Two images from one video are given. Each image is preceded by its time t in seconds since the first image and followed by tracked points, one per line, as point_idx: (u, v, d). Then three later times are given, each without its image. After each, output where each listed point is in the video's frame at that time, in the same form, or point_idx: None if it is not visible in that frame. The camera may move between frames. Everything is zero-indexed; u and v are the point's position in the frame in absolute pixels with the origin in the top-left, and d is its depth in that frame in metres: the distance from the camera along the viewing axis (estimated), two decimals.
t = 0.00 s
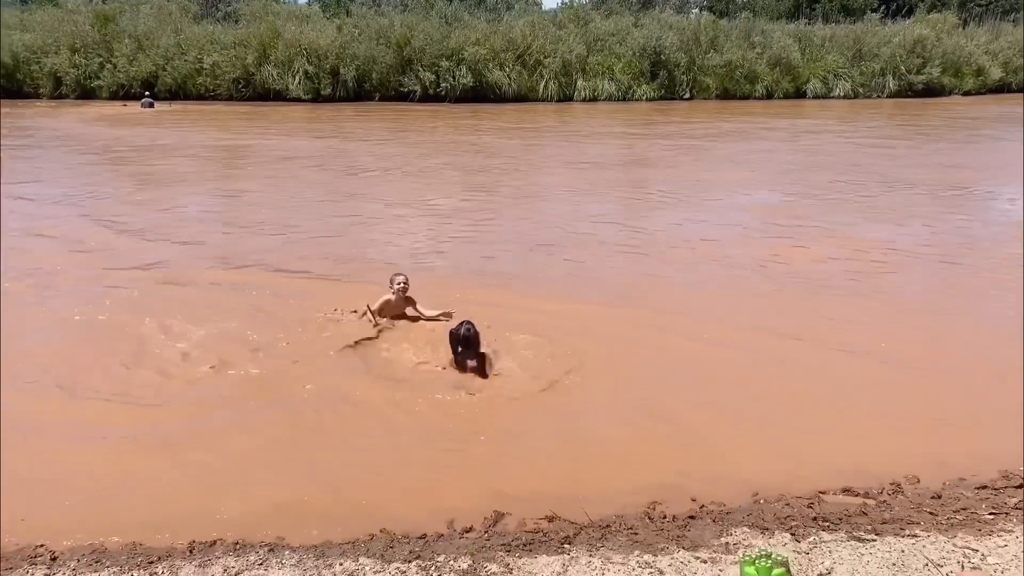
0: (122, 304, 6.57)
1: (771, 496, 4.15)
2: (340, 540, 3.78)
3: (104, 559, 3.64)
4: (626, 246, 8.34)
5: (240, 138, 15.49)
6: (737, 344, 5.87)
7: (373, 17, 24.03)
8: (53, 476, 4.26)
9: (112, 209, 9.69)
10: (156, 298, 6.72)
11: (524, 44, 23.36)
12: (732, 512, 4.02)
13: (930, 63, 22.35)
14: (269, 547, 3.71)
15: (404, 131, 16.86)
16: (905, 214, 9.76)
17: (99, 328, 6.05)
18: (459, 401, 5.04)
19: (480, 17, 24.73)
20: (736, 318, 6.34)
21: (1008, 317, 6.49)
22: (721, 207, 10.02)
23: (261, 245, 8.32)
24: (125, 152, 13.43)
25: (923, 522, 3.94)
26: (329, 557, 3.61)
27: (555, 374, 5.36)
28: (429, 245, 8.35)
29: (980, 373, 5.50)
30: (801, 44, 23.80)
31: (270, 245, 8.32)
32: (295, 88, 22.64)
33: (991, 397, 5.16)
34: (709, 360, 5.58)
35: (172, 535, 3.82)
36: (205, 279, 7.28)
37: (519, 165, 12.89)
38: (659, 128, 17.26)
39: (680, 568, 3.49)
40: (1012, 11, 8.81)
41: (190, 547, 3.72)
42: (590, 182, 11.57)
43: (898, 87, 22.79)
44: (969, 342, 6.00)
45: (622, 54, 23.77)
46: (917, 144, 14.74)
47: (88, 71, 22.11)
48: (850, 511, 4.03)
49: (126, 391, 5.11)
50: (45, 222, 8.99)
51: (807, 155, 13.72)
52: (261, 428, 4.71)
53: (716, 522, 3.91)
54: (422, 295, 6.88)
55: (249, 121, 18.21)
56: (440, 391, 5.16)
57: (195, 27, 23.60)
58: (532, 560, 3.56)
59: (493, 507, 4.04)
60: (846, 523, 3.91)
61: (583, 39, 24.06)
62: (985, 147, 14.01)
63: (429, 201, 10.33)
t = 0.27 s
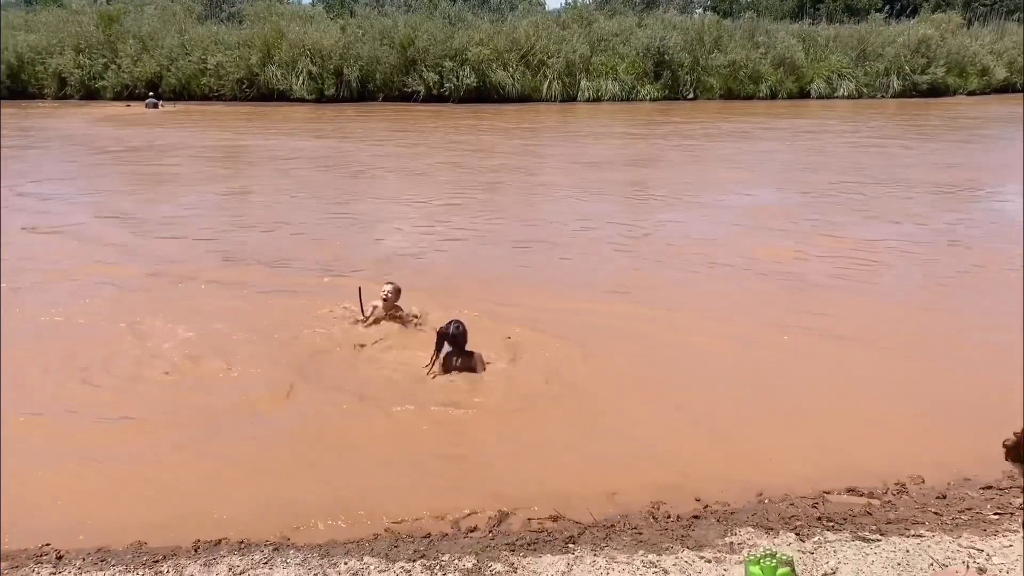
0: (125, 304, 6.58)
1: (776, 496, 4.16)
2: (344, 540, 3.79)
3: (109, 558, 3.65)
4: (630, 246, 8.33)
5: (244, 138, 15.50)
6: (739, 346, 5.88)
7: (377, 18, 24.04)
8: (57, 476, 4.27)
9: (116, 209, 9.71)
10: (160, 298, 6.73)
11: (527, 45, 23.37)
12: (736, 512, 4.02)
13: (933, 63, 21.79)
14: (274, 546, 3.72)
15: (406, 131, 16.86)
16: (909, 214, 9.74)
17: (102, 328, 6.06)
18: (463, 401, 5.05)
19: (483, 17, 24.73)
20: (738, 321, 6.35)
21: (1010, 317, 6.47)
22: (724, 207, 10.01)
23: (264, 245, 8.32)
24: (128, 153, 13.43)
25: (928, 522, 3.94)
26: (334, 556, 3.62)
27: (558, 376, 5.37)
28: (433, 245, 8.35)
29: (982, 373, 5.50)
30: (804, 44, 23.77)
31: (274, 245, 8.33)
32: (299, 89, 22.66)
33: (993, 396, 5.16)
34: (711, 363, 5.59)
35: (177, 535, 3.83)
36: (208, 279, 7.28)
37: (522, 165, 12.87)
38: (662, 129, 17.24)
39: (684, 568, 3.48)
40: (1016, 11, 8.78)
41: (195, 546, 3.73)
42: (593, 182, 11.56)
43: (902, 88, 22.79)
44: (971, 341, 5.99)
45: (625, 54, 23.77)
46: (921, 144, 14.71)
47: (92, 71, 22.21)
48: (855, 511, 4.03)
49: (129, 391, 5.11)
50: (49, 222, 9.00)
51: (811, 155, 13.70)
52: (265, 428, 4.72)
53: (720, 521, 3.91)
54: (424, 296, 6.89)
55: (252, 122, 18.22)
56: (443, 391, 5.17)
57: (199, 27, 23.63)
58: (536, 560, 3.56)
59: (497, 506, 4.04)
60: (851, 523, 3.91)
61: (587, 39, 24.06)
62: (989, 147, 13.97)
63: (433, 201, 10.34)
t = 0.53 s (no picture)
0: (131, 304, 6.60)
1: (781, 497, 4.15)
2: (349, 540, 3.80)
3: (115, 557, 3.66)
4: (635, 247, 8.34)
5: (249, 139, 15.52)
6: (742, 346, 5.88)
7: (382, 18, 24.05)
8: (62, 476, 4.29)
9: (121, 210, 9.74)
10: (165, 298, 6.75)
11: (532, 45, 23.38)
12: (742, 513, 4.01)
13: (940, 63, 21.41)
14: (280, 546, 3.72)
15: (411, 132, 16.87)
16: (915, 214, 9.74)
17: (107, 328, 6.08)
18: (469, 401, 5.05)
19: (488, 17, 24.74)
20: (741, 320, 6.36)
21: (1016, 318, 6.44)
22: (729, 207, 10.01)
23: (269, 246, 8.34)
24: (134, 153, 13.48)
25: (934, 523, 3.93)
26: (340, 557, 3.62)
27: (563, 375, 5.37)
28: (438, 246, 8.36)
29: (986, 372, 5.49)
30: (809, 44, 23.74)
31: (280, 245, 8.35)
32: (304, 89, 22.68)
33: (996, 395, 5.15)
34: (714, 363, 5.60)
35: (183, 535, 3.84)
36: (214, 279, 7.30)
37: (527, 165, 12.87)
38: (667, 129, 17.24)
39: (689, 569, 3.48)
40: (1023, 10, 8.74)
41: (201, 546, 3.74)
42: (598, 182, 11.56)
43: (907, 87, 22.78)
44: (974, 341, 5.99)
45: (630, 54, 23.80)
46: (927, 144, 14.68)
47: (97, 71, 22.31)
48: (861, 512, 4.02)
49: (134, 390, 5.13)
50: (56, 222, 9.04)
51: (816, 155, 13.69)
52: (271, 428, 4.73)
53: (725, 522, 3.91)
54: (430, 295, 6.90)
55: (257, 122, 18.25)
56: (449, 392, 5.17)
57: (204, 28, 23.66)
58: (541, 561, 3.56)
59: (502, 507, 4.04)
60: (856, 524, 3.90)
61: (591, 40, 24.06)
62: (995, 146, 13.94)
63: (438, 202, 10.34)
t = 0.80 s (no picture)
0: (136, 304, 6.60)
1: (787, 499, 4.14)
2: (355, 541, 3.80)
3: (122, 557, 3.67)
4: (640, 247, 8.34)
5: (255, 139, 15.56)
6: (746, 346, 5.86)
7: (388, 19, 24.06)
8: (67, 475, 4.29)
9: (126, 210, 9.76)
10: (171, 299, 6.76)
11: (537, 46, 23.40)
12: (747, 514, 4.01)
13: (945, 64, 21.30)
14: (286, 547, 3.73)
15: (416, 132, 16.90)
16: (920, 214, 9.72)
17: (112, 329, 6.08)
18: (475, 402, 5.04)
19: (493, 18, 24.76)
20: (745, 321, 6.34)
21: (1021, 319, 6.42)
22: (735, 208, 10.01)
23: (275, 246, 8.36)
24: (140, 154, 13.51)
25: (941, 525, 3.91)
26: (346, 557, 3.62)
27: (566, 376, 5.36)
28: (443, 247, 8.36)
29: (987, 372, 5.50)
30: (815, 44, 23.69)
31: (285, 246, 8.37)
32: (310, 90, 22.71)
33: (999, 394, 5.16)
34: (717, 363, 5.59)
35: (189, 535, 3.85)
36: (219, 279, 7.31)
37: (532, 166, 12.89)
38: (672, 130, 17.24)
39: (695, 571, 3.47)
40: None
41: (207, 546, 3.75)
42: (604, 183, 11.56)
43: (913, 89, 22.69)
44: (976, 341, 5.99)
45: (635, 55, 23.81)
46: (932, 145, 14.66)
47: (104, 73, 22.29)
48: (867, 514, 4.01)
49: (137, 391, 5.13)
50: (62, 223, 9.06)
51: (821, 156, 13.68)
52: (277, 428, 4.73)
53: (731, 523, 3.90)
54: (435, 295, 6.91)
55: (263, 123, 18.29)
56: (454, 393, 5.16)
57: (210, 29, 23.70)
58: (547, 563, 3.56)
59: (508, 509, 4.04)
60: (863, 526, 3.89)
61: (597, 40, 24.08)
62: (1001, 147, 13.90)
63: (444, 203, 10.36)
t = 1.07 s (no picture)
0: (142, 306, 6.62)
1: (794, 501, 4.13)
2: (362, 542, 3.81)
3: (128, 558, 3.68)
4: (646, 249, 8.34)
5: (261, 141, 15.59)
6: (750, 349, 5.85)
7: (394, 21, 24.08)
8: (73, 476, 4.30)
9: (133, 211, 9.79)
10: (178, 300, 6.78)
11: (543, 47, 23.41)
12: (754, 517, 4.00)
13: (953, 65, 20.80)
14: (292, 548, 3.73)
15: (422, 134, 16.91)
16: (928, 216, 9.70)
17: (118, 329, 6.10)
18: (481, 403, 5.04)
19: (499, 19, 24.76)
20: (748, 324, 6.33)
21: None
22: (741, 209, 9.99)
23: (282, 247, 8.37)
24: (147, 155, 13.55)
25: (948, 528, 3.90)
26: (352, 558, 3.63)
27: (571, 378, 5.36)
28: (449, 248, 8.36)
29: (990, 374, 5.50)
30: (822, 45, 23.64)
31: (292, 247, 8.38)
32: (316, 92, 22.74)
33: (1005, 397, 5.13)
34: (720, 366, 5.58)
35: (196, 535, 3.86)
36: (226, 281, 7.33)
37: (538, 167, 12.89)
38: (678, 131, 17.22)
39: (702, 573, 3.47)
40: None
41: (213, 547, 3.75)
42: (610, 184, 11.56)
43: (920, 90, 22.45)
44: (979, 343, 5.99)
45: (641, 56, 23.81)
46: (940, 146, 14.62)
47: (111, 74, 22.37)
48: (874, 516, 4.00)
49: (143, 391, 5.14)
50: (70, 224, 9.09)
51: (828, 157, 13.65)
52: (284, 429, 4.74)
53: (738, 526, 3.90)
54: (441, 296, 6.92)
55: (270, 124, 18.33)
56: (461, 394, 5.16)
57: (217, 30, 23.75)
58: (553, 564, 3.55)
59: (513, 510, 4.04)
60: (870, 528, 3.88)
61: (603, 41, 24.08)
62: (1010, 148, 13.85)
63: (450, 204, 10.35)
